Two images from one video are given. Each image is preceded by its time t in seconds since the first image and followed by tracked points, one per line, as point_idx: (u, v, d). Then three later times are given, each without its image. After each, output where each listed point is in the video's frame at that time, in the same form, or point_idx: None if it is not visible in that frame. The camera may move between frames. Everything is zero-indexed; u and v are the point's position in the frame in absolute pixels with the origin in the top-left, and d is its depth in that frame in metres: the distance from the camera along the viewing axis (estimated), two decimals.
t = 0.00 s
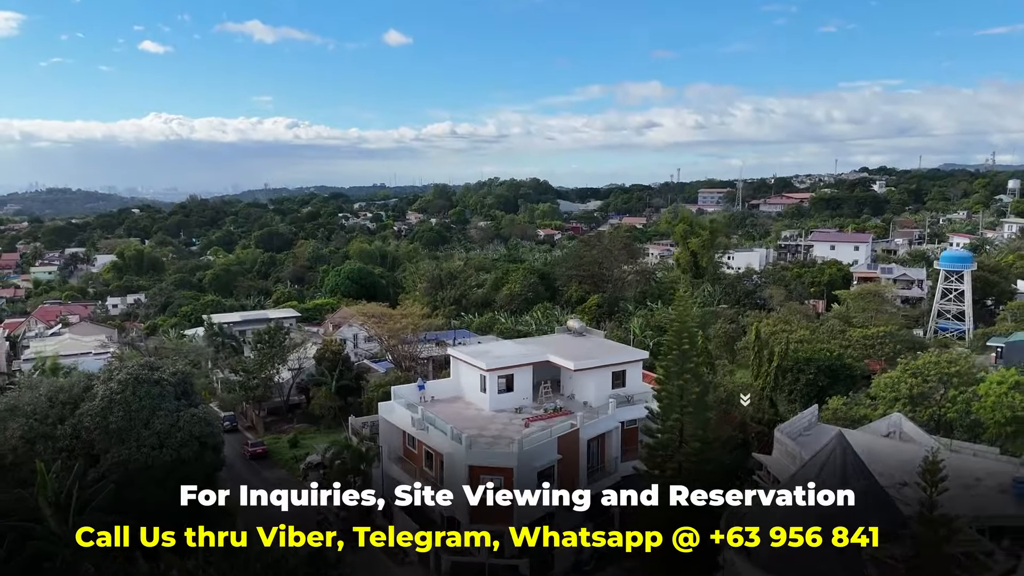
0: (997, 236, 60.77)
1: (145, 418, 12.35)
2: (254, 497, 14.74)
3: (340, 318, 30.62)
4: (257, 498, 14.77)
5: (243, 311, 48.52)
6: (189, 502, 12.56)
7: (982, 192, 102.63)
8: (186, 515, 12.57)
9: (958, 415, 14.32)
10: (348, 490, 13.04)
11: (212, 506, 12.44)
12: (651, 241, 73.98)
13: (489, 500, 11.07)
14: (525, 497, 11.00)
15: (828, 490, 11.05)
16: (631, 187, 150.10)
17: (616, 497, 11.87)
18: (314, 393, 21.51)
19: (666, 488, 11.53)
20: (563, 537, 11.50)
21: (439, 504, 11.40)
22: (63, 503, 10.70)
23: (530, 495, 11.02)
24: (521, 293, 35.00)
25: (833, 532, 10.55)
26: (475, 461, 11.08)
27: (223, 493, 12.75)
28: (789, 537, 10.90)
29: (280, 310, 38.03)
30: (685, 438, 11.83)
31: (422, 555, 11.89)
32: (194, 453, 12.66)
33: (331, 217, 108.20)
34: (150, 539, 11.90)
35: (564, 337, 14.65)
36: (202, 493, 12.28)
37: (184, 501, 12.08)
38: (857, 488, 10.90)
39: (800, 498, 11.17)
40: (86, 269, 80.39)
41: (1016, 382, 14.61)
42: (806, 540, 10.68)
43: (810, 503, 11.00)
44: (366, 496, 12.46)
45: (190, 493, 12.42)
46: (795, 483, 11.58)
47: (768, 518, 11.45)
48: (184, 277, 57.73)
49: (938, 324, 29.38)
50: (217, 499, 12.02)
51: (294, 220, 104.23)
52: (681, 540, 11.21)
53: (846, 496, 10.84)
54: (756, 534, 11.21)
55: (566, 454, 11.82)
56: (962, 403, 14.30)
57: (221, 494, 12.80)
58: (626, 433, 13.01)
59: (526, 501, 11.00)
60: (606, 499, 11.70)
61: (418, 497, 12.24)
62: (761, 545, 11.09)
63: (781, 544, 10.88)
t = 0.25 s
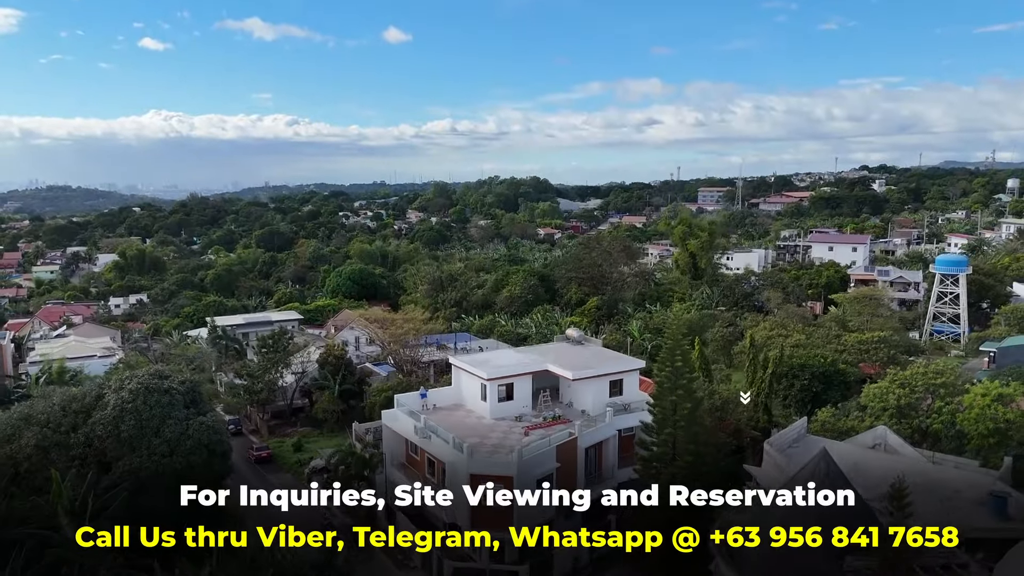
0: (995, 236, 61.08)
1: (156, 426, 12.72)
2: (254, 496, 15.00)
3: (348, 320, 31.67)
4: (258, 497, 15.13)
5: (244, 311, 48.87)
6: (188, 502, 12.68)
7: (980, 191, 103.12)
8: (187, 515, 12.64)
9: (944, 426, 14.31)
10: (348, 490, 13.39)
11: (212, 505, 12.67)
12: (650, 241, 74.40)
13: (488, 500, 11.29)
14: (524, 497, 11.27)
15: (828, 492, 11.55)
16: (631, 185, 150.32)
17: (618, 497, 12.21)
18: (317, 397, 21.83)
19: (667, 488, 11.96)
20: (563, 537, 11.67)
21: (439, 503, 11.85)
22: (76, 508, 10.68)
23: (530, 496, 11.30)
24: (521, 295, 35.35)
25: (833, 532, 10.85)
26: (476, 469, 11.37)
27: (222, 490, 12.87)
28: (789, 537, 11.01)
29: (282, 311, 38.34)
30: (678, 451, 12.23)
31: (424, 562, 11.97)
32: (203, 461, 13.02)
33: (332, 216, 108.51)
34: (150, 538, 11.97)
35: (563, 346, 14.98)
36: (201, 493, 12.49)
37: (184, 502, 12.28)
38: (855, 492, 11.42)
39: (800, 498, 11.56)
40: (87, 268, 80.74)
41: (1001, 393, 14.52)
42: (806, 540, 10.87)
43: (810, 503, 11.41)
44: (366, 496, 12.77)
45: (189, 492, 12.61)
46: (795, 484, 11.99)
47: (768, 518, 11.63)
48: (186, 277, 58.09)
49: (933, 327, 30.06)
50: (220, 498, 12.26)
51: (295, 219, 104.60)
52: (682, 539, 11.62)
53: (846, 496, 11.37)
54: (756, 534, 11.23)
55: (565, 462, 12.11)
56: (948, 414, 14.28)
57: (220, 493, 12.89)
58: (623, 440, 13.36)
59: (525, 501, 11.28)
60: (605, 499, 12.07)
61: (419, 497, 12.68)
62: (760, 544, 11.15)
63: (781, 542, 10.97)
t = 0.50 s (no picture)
0: (993, 236, 61.32)
1: (168, 435, 13.07)
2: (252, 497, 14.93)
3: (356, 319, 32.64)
4: (257, 498, 15.28)
5: (247, 312, 49.22)
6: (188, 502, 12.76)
7: (980, 190, 103.29)
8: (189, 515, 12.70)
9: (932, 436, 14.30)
10: (348, 490, 13.59)
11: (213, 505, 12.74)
12: (650, 240, 74.76)
13: (488, 500, 11.67)
14: (524, 497, 11.57)
15: (828, 493, 12.05)
16: (631, 184, 150.46)
17: (616, 498, 12.52)
18: (321, 400, 22.16)
19: (666, 488, 12.32)
20: (564, 537, 11.88)
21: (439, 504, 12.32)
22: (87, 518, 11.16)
23: (530, 496, 11.59)
24: (521, 297, 35.68)
25: (832, 533, 11.40)
26: (477, 475, 11.68)
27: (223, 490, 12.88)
28: (789, 536, 11.41)
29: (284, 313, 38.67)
30: (671, 461, 12.47)
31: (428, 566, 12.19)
32: (213, 469, 13.39)
33: (332, 215, 108.86)
34: (150, 538, 11.97)
35: (563, 355, 15.31)
36: (201, 493, 12.53)
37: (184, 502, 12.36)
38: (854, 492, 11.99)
39: (800, 498, 11.96)
40: (89, 268, 81.11)
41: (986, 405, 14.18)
42: (806, 540, 11.31)
43: (811, 503, 11.86)
44: (366, 496, 12.98)
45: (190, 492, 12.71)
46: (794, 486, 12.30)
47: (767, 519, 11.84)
48: (188, 278, 58.45)
49: (929, 328, 30.46)
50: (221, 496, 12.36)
51: (296, 218, 104.93)
52: (681, 540, 11.96)
53: (846, 496, 12.00)
54: (756, 534, 11.40)
55: (564, 468, 12.43)
56: (935, 423, 14.26)
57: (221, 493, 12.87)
58: (622, 447, 13.70)
59: (526, 501, 11.58)
60: (605, 499, 12.37)
61: (419, 497, 13.20)
62: (760, 544, 11.37)
63: (781, 543, 11.33)
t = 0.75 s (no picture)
0: (990, 236, 61.59)
1: (177, 443, 13.21)
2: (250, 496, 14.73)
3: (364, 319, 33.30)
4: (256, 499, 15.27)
5: (248, 312, 49.51)
6: (188, 503, 13.04)
7: (979, 188, 103.48)
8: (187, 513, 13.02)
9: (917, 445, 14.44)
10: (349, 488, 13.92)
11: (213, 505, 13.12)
12: (650, 240, 75.04)
13: (488, 500, 11.83)
14: (522, 497, 11.78)
15: (828, 493, 12.74)
16: (630, 182, 150.63)
17: (615, 497, 12.79)
18: (324, 403, 22.46)
19: (667, 488, 12.39)
20: (563, 537, 12.46)
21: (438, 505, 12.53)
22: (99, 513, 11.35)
23: (528, 497, 11.80)
24: (521, 299, 35.97)
25: (834, 534, 12.02)
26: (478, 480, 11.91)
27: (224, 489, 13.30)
28: (789, 537, 12.16)
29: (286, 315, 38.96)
30: (667, 472, 12.59)
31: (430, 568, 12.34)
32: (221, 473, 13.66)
33: (333, 213, 109.08)
34: (150, 539, 12.18)
35: (562, 362, 15.59)
36: (202, 492, 12.83)
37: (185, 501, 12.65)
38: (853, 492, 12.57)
39: (800, 498, 12.48)
40: (91, 267, 81.37)
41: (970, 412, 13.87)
42: (806, 540, 12.08)
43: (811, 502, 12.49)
44: (366, 496, 12.94)
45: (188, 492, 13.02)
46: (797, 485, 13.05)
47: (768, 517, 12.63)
48: (189, 278, 58.73)
49: (924, 330, 30.80)
50: (223, 495, 12.72)
51: (296, 217, 105.13)
52: (682, 539, 11.89)
53: (846, 497, 12.57)
54: (756, 534, 12.07)
55: (563, 474, 12.65)
56: (923, 432, 14.31)
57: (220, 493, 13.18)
58: (620, 453, 13.97)
59: (525, 501, 11.78)
60: (605, 498, 12.67)
61: (418, 497, 13.55)
62: (760, 543, 12.11)
63: (780, 542, 12.07)
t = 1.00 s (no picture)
0: (987, 237, 61.92)
1: (187, 451, 13.64)
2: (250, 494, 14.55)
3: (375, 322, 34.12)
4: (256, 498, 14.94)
5: (250, 313, 49.89)
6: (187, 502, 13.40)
7: (977, 187, 103.74)
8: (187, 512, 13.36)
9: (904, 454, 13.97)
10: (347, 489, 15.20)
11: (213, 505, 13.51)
12: (649, 240, 75.39)
13: (488, 500, 12.22)
14: (523, 497, 12.13)
15: (829, 493, 12.85)
16: (630, 180, 150.93)
17: (616, 497, 13.04)
18: (327, 407, 22.79)
19: (667, 488, 12.61)
20: (563, 538, 12.67)
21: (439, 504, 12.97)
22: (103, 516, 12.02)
23: (529, 496, 12.17)
24: (521, 301, 36.33)
25: (833, 533, 12.12)
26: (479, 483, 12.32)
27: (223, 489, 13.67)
28: (789, 537, 12.31)
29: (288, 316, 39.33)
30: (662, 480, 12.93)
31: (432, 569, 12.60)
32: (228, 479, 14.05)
33: (334, 212, 109.37)
34: (150, 539, 12.64)
35: (561, 369, 15.95)
36: (202, 493, 13.26)
37: (184, 502, 13.04)
38: (854, 493, 12.75)
39: (800, 498, 12.96)
40: (93, 266, 81.77)
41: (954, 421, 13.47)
42: (806, 540, 12.18)
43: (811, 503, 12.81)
44: (368, 496, 13.90)
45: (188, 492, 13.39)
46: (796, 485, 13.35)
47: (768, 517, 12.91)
48: (191, 278, 59.12)
49: (920, 332, 31.15)
50: (222, 496, 13.21)
51: (297, 216, 105.48)
52: (681, 539, 12.24)
53: (846, 497, 12.72)
54: (756, 534, 12.33)
55: (561, 479, 13.05)
56: (909, 440, 13.85)
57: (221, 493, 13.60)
58: (617, 459, 14.32)
59: (525, 500, 12.14)
60: (605, 499, 13.04)
61: (418, 497, 13.84)
62: (760, 544, 12.32)
63: (781, 542, 12.24)
